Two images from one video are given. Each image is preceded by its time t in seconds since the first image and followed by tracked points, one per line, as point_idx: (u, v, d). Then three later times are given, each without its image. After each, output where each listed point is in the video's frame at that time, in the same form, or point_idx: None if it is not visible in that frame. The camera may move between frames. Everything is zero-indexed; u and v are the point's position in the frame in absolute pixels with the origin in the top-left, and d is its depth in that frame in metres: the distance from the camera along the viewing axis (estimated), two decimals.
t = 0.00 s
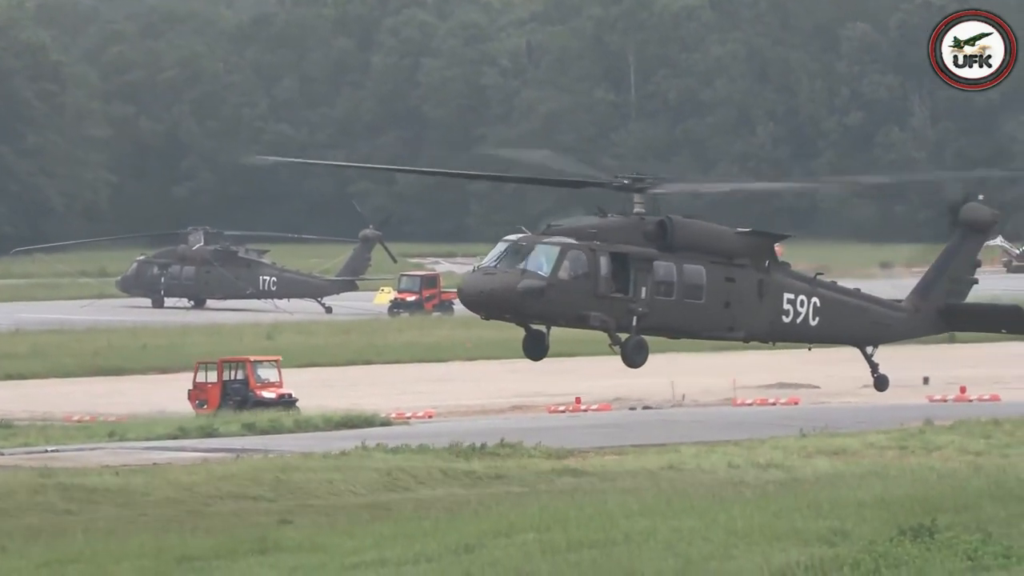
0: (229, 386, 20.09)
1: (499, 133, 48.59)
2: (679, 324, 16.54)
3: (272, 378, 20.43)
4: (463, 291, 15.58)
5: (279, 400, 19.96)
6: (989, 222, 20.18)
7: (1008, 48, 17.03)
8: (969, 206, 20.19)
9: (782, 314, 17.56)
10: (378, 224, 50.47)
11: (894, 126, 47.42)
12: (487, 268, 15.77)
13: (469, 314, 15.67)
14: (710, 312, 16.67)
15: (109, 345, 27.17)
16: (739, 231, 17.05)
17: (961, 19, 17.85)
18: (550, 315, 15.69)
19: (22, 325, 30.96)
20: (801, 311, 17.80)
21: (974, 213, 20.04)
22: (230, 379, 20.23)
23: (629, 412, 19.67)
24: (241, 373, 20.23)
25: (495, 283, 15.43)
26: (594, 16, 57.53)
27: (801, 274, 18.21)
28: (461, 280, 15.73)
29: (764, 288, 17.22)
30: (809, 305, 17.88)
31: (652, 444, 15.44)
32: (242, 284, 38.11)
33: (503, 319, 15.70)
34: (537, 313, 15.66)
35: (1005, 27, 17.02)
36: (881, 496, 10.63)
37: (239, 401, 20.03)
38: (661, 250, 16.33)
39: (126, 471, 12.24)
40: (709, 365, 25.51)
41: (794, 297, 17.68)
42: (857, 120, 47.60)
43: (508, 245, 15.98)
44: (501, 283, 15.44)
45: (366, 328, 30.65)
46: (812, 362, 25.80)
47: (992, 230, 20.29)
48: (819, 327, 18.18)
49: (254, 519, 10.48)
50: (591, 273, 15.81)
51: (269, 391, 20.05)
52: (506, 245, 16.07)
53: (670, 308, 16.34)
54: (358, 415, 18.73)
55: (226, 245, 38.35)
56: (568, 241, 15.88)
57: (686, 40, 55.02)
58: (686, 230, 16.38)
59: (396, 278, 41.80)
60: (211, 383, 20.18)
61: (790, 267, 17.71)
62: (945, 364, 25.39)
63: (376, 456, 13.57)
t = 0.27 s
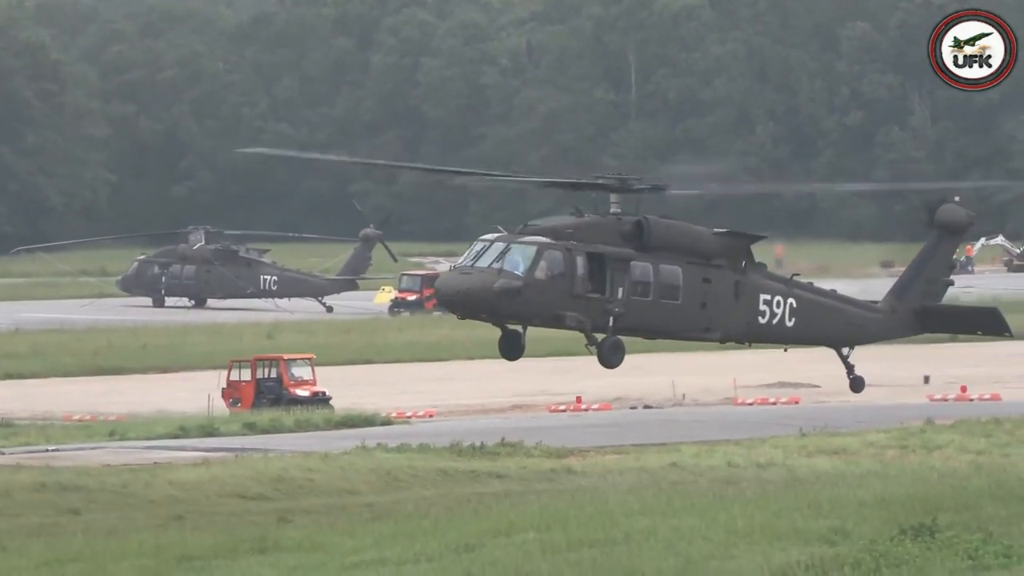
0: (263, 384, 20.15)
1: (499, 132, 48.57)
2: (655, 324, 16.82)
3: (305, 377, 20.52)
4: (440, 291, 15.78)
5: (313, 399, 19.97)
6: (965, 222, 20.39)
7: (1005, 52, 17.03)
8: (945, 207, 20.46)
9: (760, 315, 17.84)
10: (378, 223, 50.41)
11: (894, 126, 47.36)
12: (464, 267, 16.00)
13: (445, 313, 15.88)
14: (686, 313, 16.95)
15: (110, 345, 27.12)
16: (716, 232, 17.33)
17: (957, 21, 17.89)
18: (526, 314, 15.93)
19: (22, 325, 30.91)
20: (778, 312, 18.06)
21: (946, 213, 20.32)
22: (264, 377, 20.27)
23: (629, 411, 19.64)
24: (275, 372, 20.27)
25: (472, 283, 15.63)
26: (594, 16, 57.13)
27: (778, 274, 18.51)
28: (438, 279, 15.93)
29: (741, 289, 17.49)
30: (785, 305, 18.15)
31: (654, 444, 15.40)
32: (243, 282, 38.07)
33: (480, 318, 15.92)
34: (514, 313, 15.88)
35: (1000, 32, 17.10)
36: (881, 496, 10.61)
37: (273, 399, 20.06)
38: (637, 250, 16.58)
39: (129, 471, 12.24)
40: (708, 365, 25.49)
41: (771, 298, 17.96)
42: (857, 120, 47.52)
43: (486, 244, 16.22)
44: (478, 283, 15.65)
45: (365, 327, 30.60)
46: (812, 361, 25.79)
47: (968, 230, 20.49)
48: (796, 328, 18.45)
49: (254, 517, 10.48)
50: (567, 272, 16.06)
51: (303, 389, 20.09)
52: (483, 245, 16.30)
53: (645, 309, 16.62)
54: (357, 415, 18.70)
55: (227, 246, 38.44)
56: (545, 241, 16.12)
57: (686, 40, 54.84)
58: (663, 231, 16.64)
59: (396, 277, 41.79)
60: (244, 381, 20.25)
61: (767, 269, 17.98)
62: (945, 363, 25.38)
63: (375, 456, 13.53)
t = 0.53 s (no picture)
0: (301, 383, 20.15)
1: (502, 131, 48.48)
2: (635, 325, 16.94)
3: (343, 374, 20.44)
4: (420, 291, 15.86)
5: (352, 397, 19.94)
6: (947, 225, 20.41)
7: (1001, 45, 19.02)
8: (927, 209, 20.44)
9: (740, 317, 17.97)
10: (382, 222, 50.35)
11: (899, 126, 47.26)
12: (444, 267, 16.08)
13: (424, 313, 15.96)
14: (666, 314, 17.07)
15: (115, 345, 27.12)
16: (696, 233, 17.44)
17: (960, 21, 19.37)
18: (506, 315, 16.03)
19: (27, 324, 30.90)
20: (758, 314, 18.19)
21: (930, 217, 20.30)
22: (302, 375, 20.22)
23: (634, 411, 19.61)
24: (314, 370, 20.26)
25: (452, 283, 15.70)
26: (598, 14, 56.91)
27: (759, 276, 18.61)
28: (417, 280, 16.01)
29: (721, 291, 17.61)
30: (766, 308, 18.28)
31: (660, 444, 15.41)
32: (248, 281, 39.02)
33: (458, 319, 16.01)
34: (494, 313, 15.98)
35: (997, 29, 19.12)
36: (887, 496, 10.61)
37: (311, 397, 20.05)
38: (617, 251, 16.69)
39: (134, 472, 12.23)
40: (713, 364, 25.48)
41: (752, 300, 18.09)
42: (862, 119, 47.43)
43: (465, 244, 16.30)
44: (458, 283, 15.73)
45: (370, 327, 30.57)
46: (816, 361, 25.77)
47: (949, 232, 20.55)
48: (776, 329, 18.57)
49: (259, 518, 10.48)
50: (547, 273, 16.17)
51: (342, 388, 20.05)
52: (463, 245, 16.39)
53: (625, 310, 16.73)
54: (362, 415, 18.68)
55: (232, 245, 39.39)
56: (525, 241, 16.23)
57: (690, 40, 55.47)
58: (643, 232, 16.75)
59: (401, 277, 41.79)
60: (283, 380, 20.27)
61: (748, 271, 18.10)
62: (950, 363, 25.36)
63: (379, 456, 13.51)
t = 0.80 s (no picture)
0: (346, 382, 20.13)
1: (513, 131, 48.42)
2: (621, 328, 16.66)
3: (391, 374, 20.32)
4: (405, 290, 15.59)
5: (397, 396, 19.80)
6: (936, 229, 20.28)
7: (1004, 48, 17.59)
8: (916, 212, 20.30)
9: (727, 319, 17.75)
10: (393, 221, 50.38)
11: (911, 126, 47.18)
12: (429, 267, 15.81)
13: (409, 313, 15.72)
14: (652, 316, 16.78)
15: (128, 345, 27.18)
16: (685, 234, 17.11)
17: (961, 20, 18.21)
18: (491, 316, 15.78)
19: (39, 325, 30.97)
20: (746, 317, 17.99)
21: (919, 220, 20.15)
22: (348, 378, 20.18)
23: (646, 412, 19.67)
24: (360, 370, 20.23)
25: (437, 284, 15.46)
26: (611, 15, 56.88)
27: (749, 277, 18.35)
28: (403, 279, 15.75)
29: (709, 292, 17.35)
30: (754, 310, 18.06)
31: (671, 444, 15.43)
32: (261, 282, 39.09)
33: (443, 319, 15.77)
34: (479, 314, 15.74)
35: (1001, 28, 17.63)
36: (900, 496, 10.60)
37: (357, 397, 20.02)
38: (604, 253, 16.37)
39: (145, 472, 12.23)
40: (726, 365, 25.54)
41: (740, 303, 17.86)
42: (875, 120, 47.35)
43: (452, 244, 16.01)
44: (444, 284, 15.48)
45: (383, 327, 30.62)
46: (830, 361, 25.84)
47: (937, 236, 20.40)
48: (764, 332, 18.35)
49: (270, 518, 10.48)
50: (533, 275, 15.89)
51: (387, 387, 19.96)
52: (449, 244, 16.10)
53: (611, 312, 16.45)
54: (375, 415, 18.76)
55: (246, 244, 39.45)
56: (511, 242, 15.95)
57: (704, 40, 55.03)
58: (631, 234, 16.41)
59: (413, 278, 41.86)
60: (329, 379, 20.27)
61: (736, 272, 17.83)
62: (963, 363, 25.40)
63: (391, 456, 13.52)
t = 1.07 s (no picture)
0: (403, 381, 19.77)
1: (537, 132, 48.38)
2: (621, 330, 16.13)
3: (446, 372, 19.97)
4: (402, 291, 15.14)
5: (457, 395, 19.65)
6: (937, 231, 20.13)
7: (1009, 44, 16.36)
8: (917, 214, 20.13)
9: (727, 321, 17.23)
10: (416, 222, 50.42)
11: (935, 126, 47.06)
12: (426, 268, 15.36)
13: (407, 314, 15.25)
14: (651, 318, 16.26)
15: (152, 345, 27.23)
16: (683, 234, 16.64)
17: (961, 19, 17.16)
18: (487, 317, 15.29)
19: (64, 326, 31.05)
20: (746, 318, 17.47)
21: (921, 220, 19.97)
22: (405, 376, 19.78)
23: (671, 412, 19.68)
24: (416, 369, 19.87)
25: (434, 284, 15.03)
26: (634, 14, 56.50)
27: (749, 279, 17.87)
28: (400, 280, 15.30)
29: (709, 294, 16.83)
30: (755, 312, 17.55)
31: (697, 445, 15.45)
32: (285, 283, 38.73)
33: (441, 320, 15.29)
34: (475, 315, 15.24)
35: (1004, 24, 16.55)
36: (927, 497, 10.59)
37: (413, 396, 19.69)
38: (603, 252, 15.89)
39: (171, 472, 12.24)
40: (750, 365, 25.57)
41: (740, 304, 17.36)
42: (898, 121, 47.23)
43: (449, 244, 15.56)
44: (440, 284, 15.04)
45: (405, 327, 30.65)
46: (854, 362, 25.87)
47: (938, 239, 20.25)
48: (765, 334, 17.85)
49: (297, 518, 10.50)
50: (530, 274, 15.41)
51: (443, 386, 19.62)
52: (446, 245, 15.65)
53: (611, 312, 15.93)
54: (400, 415, 18.78)
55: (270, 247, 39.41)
56: (509, 241, 15.49)
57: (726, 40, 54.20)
58: (629, 233, 15.94)
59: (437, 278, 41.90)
60: (386, 378, 19.92)
61: (735, 273, 17.32)
62: (988, 363, 25.41)
63: (417, 457, 13.56)
